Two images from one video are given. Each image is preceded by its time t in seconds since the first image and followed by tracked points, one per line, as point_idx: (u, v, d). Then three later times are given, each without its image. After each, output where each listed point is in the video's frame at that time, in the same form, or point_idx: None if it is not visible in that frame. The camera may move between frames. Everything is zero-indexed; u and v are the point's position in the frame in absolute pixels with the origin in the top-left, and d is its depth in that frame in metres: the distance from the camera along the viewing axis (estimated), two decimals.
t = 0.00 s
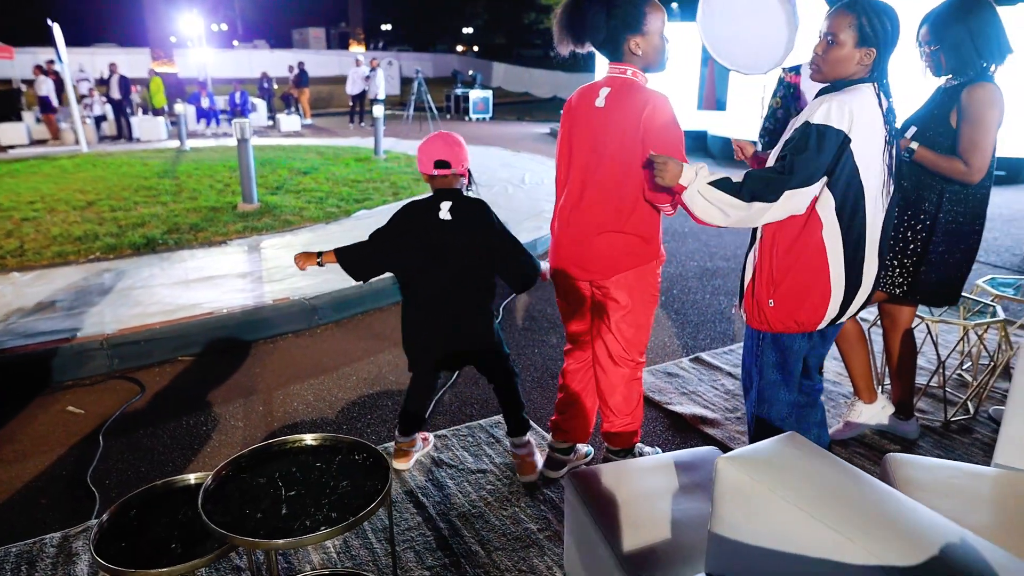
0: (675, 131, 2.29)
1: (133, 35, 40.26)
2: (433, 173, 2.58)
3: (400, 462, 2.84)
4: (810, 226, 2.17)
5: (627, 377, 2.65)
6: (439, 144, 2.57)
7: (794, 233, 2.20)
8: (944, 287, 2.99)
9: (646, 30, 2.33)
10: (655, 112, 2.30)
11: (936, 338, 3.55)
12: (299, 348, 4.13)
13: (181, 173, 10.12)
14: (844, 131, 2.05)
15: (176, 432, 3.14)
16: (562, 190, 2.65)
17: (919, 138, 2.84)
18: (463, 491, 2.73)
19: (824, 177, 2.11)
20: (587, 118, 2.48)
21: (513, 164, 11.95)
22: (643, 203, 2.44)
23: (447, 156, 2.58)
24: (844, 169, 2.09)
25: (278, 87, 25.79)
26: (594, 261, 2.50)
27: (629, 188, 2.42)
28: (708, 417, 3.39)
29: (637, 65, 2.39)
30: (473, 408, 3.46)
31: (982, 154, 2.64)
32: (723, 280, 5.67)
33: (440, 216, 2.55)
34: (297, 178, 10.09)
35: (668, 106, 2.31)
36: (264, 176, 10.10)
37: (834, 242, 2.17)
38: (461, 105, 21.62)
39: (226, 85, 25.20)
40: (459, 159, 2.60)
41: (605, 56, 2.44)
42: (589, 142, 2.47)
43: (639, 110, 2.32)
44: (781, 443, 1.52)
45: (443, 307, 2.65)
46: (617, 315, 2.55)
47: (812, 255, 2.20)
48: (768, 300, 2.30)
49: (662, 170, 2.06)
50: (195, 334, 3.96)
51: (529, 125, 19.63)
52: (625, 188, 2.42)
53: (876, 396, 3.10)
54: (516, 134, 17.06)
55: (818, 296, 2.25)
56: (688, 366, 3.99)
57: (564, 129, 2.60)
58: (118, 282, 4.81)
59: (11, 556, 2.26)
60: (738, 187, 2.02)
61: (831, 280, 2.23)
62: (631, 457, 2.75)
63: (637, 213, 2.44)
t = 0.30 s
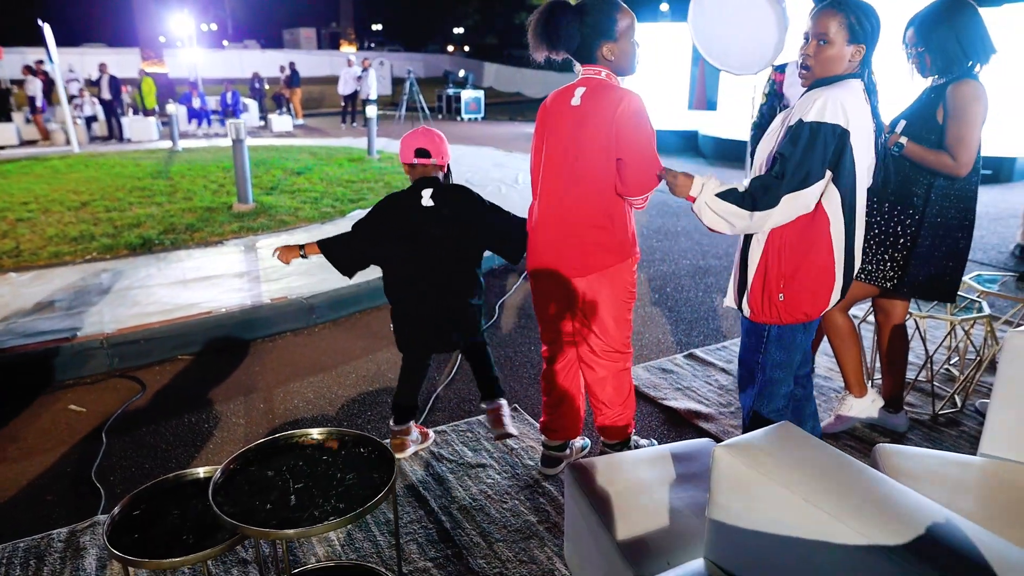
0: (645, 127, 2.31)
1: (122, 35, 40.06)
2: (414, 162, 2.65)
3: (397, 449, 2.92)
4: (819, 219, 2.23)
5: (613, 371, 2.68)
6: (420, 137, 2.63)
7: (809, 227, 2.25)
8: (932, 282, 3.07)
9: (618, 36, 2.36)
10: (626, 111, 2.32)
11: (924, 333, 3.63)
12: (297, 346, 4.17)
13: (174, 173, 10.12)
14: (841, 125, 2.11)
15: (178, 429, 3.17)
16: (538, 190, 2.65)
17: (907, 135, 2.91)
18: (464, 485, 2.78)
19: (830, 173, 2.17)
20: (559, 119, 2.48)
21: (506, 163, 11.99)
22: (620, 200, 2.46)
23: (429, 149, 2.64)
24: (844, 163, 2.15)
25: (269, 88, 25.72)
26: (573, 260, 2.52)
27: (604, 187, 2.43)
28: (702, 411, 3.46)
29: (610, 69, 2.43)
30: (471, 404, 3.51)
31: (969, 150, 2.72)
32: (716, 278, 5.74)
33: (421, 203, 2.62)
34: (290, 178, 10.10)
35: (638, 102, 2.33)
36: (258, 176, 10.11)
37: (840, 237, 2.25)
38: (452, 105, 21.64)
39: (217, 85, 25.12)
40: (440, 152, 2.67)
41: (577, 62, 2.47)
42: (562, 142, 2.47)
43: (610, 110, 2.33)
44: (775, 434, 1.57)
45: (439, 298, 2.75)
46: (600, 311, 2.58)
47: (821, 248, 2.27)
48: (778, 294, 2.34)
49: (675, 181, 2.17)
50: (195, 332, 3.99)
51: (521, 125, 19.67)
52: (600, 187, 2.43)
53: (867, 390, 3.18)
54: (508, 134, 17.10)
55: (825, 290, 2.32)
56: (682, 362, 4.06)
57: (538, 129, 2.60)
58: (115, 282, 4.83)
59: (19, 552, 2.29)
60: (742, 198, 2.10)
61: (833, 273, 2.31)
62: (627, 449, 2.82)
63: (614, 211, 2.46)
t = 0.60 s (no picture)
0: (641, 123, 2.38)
1: (122, 35, 40.08)
2: (420, 178, 2.68)
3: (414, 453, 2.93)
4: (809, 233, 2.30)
5: (615, 366, 2.72)
6: (426, 152, 2.67)
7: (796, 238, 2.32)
8: (929, 282, 3.12)
9: (611, 39, 2.42)
10: (624, 110, 2.37)
11: (922, 331, 3.68)
12: (303, 345, 4.21)
13: (177, 173, 10.17)
14: (830, 139, 2.15)
15: (187, 426, 3.21)
16: (535, 193, 2.68)
17: (901, 138, 2.96)
18: (470, 480, 2.82)
19: (818, 185, 2.21)
20: (554, 122, 2.51)
21: (506, 163, 12.03)
22: (619, 197, 2.51)
23: (435, 162, 2.68)
24: (834, 176, 2.19)
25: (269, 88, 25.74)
26: (576, 258, 2.54)
27: (604, 185, 2.47)
28: (704, 408, 3.50)
29: (603, 71, 2.47)
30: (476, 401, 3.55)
31: (962, 153, 2.77)
32: (716, 277, 5.79)
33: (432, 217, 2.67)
34: (292, 177, 10.14)
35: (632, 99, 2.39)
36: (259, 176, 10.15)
37: (828, 244, 2.31)
38: (452, 105, 21.66)
39: (217, 85, 25.15)
40: (446, 166, 2.71)
41: (570, 62, 2.51)
42: (558, 143, 2.50)
43: (607, 110, 2.38)
44: (778, 428, 1.61)
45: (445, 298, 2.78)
46: (603, 308, 2.61)
47: (813, 251, 2.32)
48: (771, 298, 2.40)
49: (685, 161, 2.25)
50: (201, 331, 4.03)
51: (521, 125, 19.70)
52: (602, 185, 2.47)
53: (865, 387, 3.22)
54: (507, 134, 17.13)
55: (814, 291, 2.36)
56: (684, 360, 4.10)
57: (530, 133, 2.62)
58: (122, 281, 4.87)
59: (35, 545, 2.34)
60: (740, 191, 2.16)
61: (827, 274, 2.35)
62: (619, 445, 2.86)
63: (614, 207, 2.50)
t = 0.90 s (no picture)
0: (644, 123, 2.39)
1: (122, 35, 40.08)
2: (425, 164, 2.69)
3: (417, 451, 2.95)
4: (820, 240, 2.32)
5: (626, 363, 2.73)
6: (428, 140, 2.69)
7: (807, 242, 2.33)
8: (929, 281, 3.13)
9: (613, 40, 2.44)
10: (627, 111, 2.38)
11: (922, 330, 3.69)
12: (305, 344, 4.23)
13: (178, 173, 10.19)
14: (839, 142, 2.16)
15: (191, 425, 3.23)
16: (541, 195, 2.70)
17: (901, 138, 2.98)
18: (474, 478, 2.84)
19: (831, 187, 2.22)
20: (558, 124, 2.53)
21: (507, 163, 12.04)
22: (626, 197, 2.52)
23: (440, 149, 2.70)
24: (843, 176, 2.20)
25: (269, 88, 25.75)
26: (585, 258, 2.55)
27: (611, 186, 2.48)
28: (706, 406, 3.52)
29: (606, 72, 2.49)
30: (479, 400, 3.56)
31: (962, 153, 2.79)
32: (717, 277, 5.81)
33: (435, 205, 2.68)
34: (293, 177, 10.14)
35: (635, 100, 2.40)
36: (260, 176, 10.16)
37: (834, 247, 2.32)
38: (452, 105, 21.65)
39: (217, 85, 25.15)
40: (450, 153, 2.73)
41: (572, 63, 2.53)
42: (563, 145, 2.52)
43: (610, 112, 2.39)
44: (782, 426, 1.61)
45: (447, 295, 2.80)
46: (612, 307, 2.63)
47: (819, 249, 2.33)
48: (775, 294, 2.42)
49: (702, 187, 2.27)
50: (204, 331, 4.05)
51: (521, 125, 19.70)
52: (609, 186, 2.48)
53: (866, 386, 3.25)
54: (507, 134, 17.13)
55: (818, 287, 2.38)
56: (686, 359, 4.12)
57: (535, 135, 2.64)
58: (125, 281, 4.89)
59: (43, 543, 2.36)
60: (765, 212, 2.20)
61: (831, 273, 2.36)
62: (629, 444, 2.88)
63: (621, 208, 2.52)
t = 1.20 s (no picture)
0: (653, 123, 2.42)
1: (122, 36, 40.12)
2: (432, 175, 2.73)
3: (428, 452, 2.94)
4: (817, 229, 2.32)
5: (637, 360, 2.76)
6: (435, 150, 2.73)
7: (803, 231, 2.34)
8: (929, 281, 3.16)
9: (620, 42, 2.45)
10: (636, 113, 2.40)
11: (922, 329, 3.70)
12: (307, 343, 4.24)
13: (180, 173, 10.21)
14: (839, 133, 2.18)
15: (195, 424, 3.24)
16: (547, 197, 2.70)
17: (901, 136, 2.99)
18: (477, 476, 2.85)
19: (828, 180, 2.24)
20: (562, 126, 2.53)
21: (507, 163, 12.05)
22: (638, 197, 2.56)
23: (445, 160, 2.73)
24: (841, 170, 2.23)
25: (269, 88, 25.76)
26: (598, 258, 2.58)
27: (624, 186, 2.51)
28: (708, 405, 3.54)
29: (613, 72, 2.50)
30: (480, 399, 3.57)
31: (961, 153, 2.80)
32: (718, 276, 5.82)
33: (438, 215, 2.71)
34: (293, 177, 10.15)
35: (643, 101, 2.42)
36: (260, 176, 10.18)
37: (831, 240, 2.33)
38: (452, 105, 21.66)
39: (218, 85, 25.15)
40: (456, 164, 2.76)
41: (578, 63, 2.53)
42: (570, 148, 2.52)
43: (619, 114, 2.41)
44: (783, 421, 1.63)
45: (451, 295, 2.80)
46: (626, 305, 2.67)
47: (819, 247, 2.34)
48: (776, 292, 2.44)
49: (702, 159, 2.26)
50: (207, 330, 4.06)
51: (521, 125, 19.71)
52: (620, 187, 2.51)
53: (866, 384, 3.26)
54: (507, 134, 17.14)
55: (820, 284, 2.39)
56: (687, 358, 4.13)
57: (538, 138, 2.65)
58: (127, 280, 4.91)
59: (50, 540, 2.37)
60: (762, 191, 2.19)
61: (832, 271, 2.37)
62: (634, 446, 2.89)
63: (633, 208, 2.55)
